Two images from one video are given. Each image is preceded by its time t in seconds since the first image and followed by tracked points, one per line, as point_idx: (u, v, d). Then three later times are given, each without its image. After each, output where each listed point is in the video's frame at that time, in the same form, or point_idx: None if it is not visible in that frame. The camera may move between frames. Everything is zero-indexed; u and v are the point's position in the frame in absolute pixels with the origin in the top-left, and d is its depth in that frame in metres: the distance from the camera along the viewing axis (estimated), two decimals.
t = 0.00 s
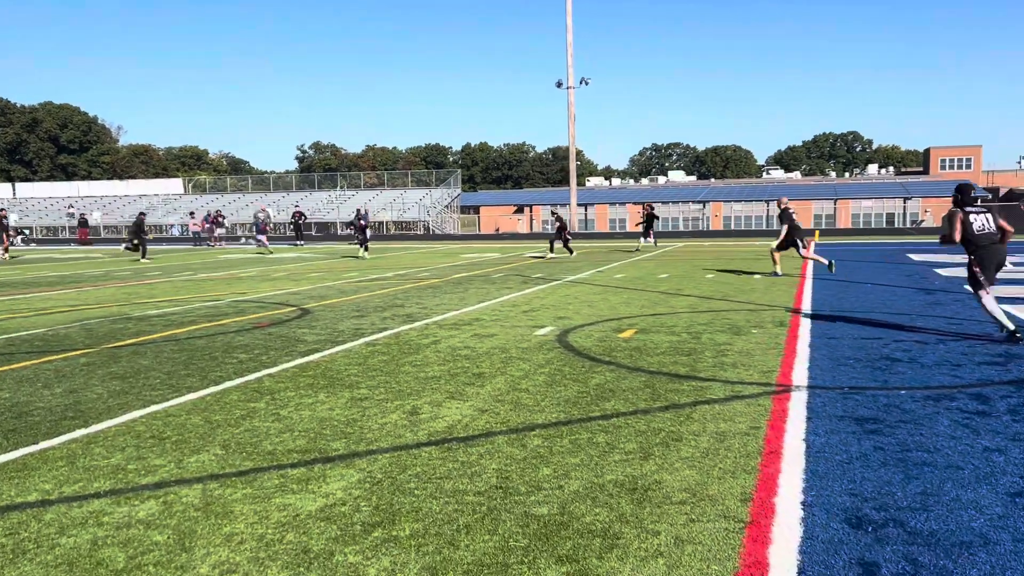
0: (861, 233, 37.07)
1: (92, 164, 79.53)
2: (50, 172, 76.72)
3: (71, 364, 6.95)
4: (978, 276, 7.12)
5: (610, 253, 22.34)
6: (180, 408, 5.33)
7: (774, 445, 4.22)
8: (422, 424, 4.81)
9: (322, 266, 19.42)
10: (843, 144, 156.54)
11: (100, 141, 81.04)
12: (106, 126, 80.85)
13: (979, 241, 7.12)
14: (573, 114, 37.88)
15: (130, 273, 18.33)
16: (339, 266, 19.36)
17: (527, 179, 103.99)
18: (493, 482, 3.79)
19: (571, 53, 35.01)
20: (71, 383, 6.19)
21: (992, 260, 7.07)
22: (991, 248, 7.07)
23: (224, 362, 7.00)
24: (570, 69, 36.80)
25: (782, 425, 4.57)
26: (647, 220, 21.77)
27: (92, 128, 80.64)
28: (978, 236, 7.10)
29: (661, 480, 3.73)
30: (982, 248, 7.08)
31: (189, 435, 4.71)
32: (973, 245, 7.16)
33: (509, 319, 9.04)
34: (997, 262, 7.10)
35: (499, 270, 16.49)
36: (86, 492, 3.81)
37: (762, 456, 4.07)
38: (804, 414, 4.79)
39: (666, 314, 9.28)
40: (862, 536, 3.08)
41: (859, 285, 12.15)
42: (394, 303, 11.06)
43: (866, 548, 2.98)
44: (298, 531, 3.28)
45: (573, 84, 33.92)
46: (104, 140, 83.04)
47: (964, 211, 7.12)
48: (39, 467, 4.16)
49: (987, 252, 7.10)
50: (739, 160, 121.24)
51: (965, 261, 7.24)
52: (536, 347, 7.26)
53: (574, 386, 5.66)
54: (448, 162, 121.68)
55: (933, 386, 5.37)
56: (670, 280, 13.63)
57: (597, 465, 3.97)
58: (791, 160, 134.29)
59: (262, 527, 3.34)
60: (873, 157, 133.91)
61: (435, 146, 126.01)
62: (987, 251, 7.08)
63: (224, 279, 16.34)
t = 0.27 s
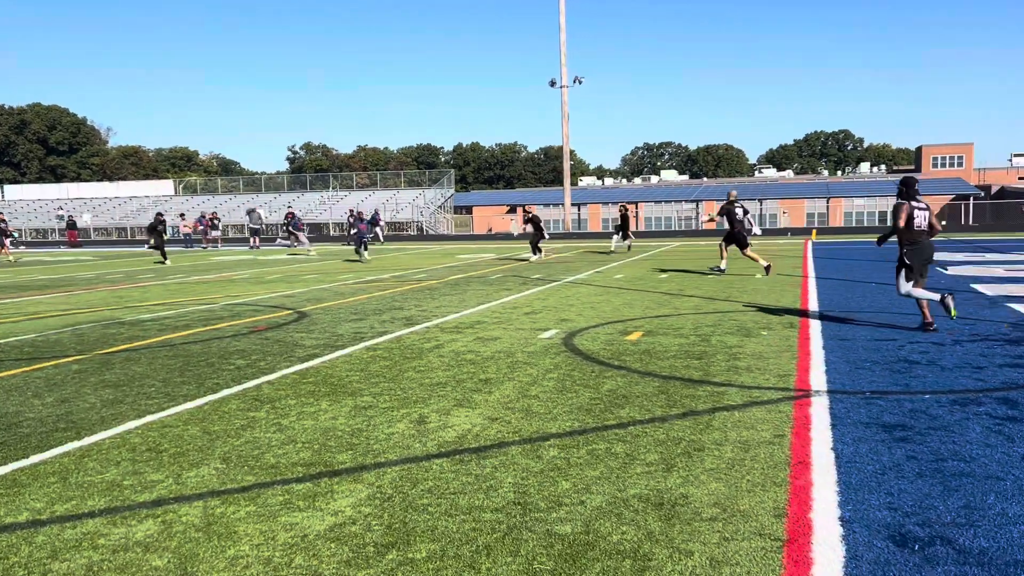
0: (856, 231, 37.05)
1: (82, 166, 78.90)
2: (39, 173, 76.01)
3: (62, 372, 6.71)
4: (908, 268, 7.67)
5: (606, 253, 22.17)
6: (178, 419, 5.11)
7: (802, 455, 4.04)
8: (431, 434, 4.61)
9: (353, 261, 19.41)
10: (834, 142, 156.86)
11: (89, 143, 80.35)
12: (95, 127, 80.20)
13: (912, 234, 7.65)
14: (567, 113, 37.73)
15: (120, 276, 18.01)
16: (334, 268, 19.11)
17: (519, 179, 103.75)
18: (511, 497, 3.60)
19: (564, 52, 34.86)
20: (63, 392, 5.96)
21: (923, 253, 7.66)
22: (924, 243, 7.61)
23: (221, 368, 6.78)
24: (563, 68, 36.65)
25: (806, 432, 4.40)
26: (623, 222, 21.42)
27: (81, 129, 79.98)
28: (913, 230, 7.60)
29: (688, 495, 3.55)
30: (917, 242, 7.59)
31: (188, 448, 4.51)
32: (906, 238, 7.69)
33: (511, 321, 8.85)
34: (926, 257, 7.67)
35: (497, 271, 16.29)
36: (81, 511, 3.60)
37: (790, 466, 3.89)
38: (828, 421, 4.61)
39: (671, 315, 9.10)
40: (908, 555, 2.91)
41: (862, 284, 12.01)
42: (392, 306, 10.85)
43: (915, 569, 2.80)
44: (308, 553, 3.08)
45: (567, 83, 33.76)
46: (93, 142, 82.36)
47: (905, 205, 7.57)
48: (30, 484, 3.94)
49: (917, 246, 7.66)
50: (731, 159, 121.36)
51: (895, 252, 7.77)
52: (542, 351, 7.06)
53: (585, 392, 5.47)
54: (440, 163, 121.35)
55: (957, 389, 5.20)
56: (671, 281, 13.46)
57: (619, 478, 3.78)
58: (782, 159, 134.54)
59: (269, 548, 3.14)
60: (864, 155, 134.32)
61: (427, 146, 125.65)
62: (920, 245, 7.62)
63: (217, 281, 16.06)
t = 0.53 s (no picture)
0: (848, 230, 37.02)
1: (69, 166, 78.23)
2: (26, 174, 75.31)
3: (51, 377, 6.48)
4: (840, 267, 8.13)
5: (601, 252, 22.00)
6: (176, 427, 4.91)
7: (831, 460, 3.87)
8: (439, 441, 4.42)
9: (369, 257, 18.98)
10: (824, 141, 157.28)
11: (77, 143, 79.64)
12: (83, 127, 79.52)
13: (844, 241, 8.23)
14: (559, 112, 37.58)
15: (110, 277, 17.73)
16: (327, 268, 18.87)
17: (510, 178, 103.50)
18: (531, 509, 3.41)
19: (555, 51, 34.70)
20: (53, 399, 5.74)
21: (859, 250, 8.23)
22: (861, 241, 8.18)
23: (217, 372, 6.56)
24: (555, 67, 36.50)
25: (832, 437, 4.23)
26: (599, 219, 21.07)
27: (69, 130, 79.30)
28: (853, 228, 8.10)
29: (717, 505, 3.37)
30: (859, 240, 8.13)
31: (186, 458, 4.30)
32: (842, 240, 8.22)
33: (513, 322, 8.65)
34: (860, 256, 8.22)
35: (493, 271, 16.10)
36: (75, 527, 3.40)
37: (820, 473, 3.72)
38: (852, 424, 4.44)
39: (675, 315, 8.93)
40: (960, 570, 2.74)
41: (864, 283, 11.88)
42: (389, 307, 10.64)
43: None
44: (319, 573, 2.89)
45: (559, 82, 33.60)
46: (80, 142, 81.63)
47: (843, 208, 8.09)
48: (20, 498, 3.73)
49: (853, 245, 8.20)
50: (721, 158, 121.52)
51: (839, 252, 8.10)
52: (548, 352, 6.87)
53: (597, 396, 5.29)
54: (430, 162, 121.04)
55: (980, 390, 5.05)
56: (670, 279, 13.30)
57: (643, 487, 3.60)
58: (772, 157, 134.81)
59: (277, 567, 2.95)
60: (853, 153, 134.81)
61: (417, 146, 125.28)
62: (860, 245, 8.14)
63: (209, 282, 15.80)
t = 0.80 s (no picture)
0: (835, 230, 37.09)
1: (51, 167, 77.39)
2: (6, 175, 74.42)
3: (32, 386, 6.26)
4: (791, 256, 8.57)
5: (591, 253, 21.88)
6: (164, 438, 4.72)
7: (848, 471, 3.74)
8: (439, 453, 4.26)
9: (368, 261, 18.89)
10: (808, 141, 157.97)
11: (58, 144, 78.70)
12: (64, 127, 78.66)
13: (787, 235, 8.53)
14: (546, 112, 37.43)
15: (93, 280, 17.43)
16: (314, 270, 18.64)
17: (496, 179, 103.28)
18: (541, 526, 3.26)
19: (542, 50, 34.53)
20: (35, 408, 5.53)
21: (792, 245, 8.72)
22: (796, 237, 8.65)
23: (205, 379, 6.37)
24: (542, 67, 36.35)
25: (846, 445, 4.10)
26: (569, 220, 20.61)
27: (49, 130, 78.43)
28: (803, 224, 8.51)
29: (735, 520, 3.23)
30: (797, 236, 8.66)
31: (176, 471, 4.12)
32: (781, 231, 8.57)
33: (507, 326, 8.50)
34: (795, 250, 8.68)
35: (483, 272, 15.93)
36: (60, 549, 3.22)
37: (839, 485, 3.58)
38: (865, 432, 4.32)
39: (671, 317, 8.80)
40: None
41: (859, 283, 11.81)
42: (380, 310, 10.45)
43: None
44: None
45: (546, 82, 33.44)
46: (61, 143, 80.67)
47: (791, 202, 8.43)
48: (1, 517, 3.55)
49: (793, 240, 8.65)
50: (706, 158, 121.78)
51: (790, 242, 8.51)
52: (546, 357, 6.72)
53: (599, 403, 5.14)
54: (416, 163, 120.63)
55: (991, 395, 4.94)
56: (663, 281, 13.17)
57: (656, 501, 3.45)
58: (757, 157, 135.27)
59: None
60: (837, 153, 135.44)
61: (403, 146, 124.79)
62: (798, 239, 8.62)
63: (195, 285, 15.55)
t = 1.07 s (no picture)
0: (818, 230, 37.24)
1: (27, 167, 76.41)
2: None
3: (8, 393, 6.02)
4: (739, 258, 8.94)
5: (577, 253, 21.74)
6: (146, 447, 4.52)
7: (861, 479, 3.62)
8: (436, 462, 4.10)
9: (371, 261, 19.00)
10: (787, 141, 158.92)
11: (34, 143, 77.69)
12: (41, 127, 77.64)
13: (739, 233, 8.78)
14: (529, 112, 37.28)
15: (72, 281, 17.13)
16: (298, 271, 18.39)
17: (478, 179, 103.02)
18: (547, 541, 3.10)
19: (525, 50, 34.36)
20: (9, 416, 5.30)
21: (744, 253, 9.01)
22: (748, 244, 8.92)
23: (189, 385, 6.16)
24: (525, 67, 36.21)
25: (856, 451, 3.98)
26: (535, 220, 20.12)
27: (26, 130, 77.39)
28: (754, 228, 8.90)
29: (752, 533, 3.09)
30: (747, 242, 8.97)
31: (159, 483, 3.92)
32: (733, 231, 8.91)
33: (497, 328, 8.33)
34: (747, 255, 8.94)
35: (469, 272, 15.76)
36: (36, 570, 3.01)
37: (854, 494, 3.45)
38: (874, 437, 4.20)
39: (663, 318, 8.67)
40: None
41: (849, 282, 11.74)
42: (367, 311, 10.26)
43: None
44: None
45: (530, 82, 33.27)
46: (38, 143, 79.64)
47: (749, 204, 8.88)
48: None
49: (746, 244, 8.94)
50: (688, 158, 122.16)
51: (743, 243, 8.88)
52: (539, 360, 6.56)
53: (598, 408, 4.99)
54: (397, 163, 120.19)
55: (998, 397, 4.84)
56: (652, 281, 13.06)
57: (665, 513, 3.31)
58: (738, 158, 135.88)
59: None
60: (817, 153, 136.27)
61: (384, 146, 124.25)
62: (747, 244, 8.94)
63: (177, 286, 15.29)
